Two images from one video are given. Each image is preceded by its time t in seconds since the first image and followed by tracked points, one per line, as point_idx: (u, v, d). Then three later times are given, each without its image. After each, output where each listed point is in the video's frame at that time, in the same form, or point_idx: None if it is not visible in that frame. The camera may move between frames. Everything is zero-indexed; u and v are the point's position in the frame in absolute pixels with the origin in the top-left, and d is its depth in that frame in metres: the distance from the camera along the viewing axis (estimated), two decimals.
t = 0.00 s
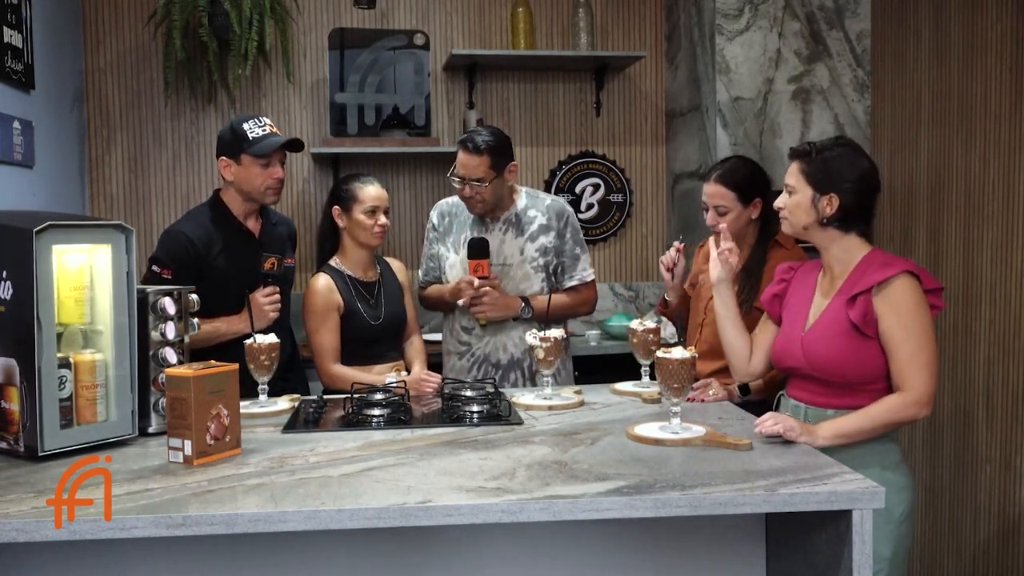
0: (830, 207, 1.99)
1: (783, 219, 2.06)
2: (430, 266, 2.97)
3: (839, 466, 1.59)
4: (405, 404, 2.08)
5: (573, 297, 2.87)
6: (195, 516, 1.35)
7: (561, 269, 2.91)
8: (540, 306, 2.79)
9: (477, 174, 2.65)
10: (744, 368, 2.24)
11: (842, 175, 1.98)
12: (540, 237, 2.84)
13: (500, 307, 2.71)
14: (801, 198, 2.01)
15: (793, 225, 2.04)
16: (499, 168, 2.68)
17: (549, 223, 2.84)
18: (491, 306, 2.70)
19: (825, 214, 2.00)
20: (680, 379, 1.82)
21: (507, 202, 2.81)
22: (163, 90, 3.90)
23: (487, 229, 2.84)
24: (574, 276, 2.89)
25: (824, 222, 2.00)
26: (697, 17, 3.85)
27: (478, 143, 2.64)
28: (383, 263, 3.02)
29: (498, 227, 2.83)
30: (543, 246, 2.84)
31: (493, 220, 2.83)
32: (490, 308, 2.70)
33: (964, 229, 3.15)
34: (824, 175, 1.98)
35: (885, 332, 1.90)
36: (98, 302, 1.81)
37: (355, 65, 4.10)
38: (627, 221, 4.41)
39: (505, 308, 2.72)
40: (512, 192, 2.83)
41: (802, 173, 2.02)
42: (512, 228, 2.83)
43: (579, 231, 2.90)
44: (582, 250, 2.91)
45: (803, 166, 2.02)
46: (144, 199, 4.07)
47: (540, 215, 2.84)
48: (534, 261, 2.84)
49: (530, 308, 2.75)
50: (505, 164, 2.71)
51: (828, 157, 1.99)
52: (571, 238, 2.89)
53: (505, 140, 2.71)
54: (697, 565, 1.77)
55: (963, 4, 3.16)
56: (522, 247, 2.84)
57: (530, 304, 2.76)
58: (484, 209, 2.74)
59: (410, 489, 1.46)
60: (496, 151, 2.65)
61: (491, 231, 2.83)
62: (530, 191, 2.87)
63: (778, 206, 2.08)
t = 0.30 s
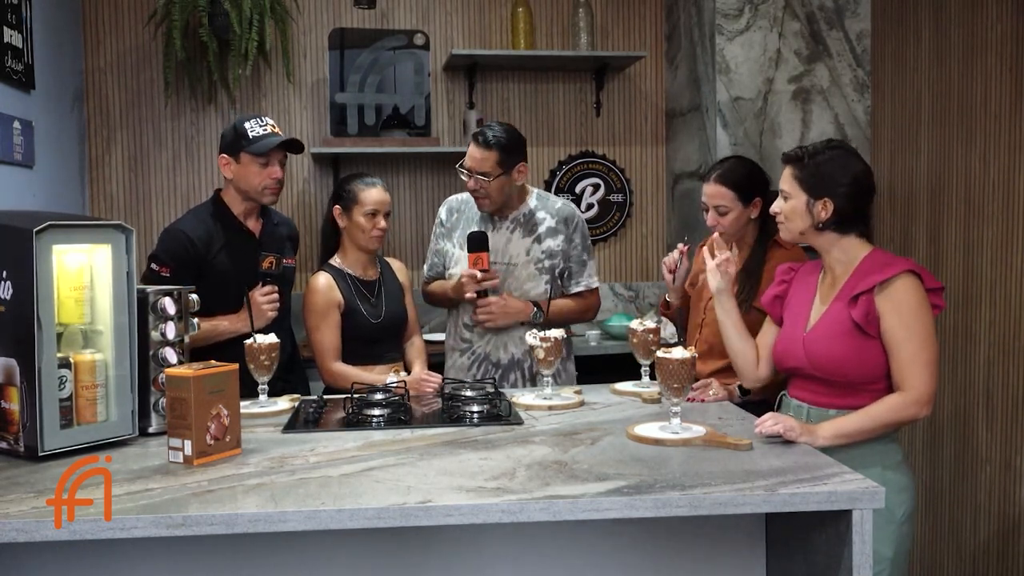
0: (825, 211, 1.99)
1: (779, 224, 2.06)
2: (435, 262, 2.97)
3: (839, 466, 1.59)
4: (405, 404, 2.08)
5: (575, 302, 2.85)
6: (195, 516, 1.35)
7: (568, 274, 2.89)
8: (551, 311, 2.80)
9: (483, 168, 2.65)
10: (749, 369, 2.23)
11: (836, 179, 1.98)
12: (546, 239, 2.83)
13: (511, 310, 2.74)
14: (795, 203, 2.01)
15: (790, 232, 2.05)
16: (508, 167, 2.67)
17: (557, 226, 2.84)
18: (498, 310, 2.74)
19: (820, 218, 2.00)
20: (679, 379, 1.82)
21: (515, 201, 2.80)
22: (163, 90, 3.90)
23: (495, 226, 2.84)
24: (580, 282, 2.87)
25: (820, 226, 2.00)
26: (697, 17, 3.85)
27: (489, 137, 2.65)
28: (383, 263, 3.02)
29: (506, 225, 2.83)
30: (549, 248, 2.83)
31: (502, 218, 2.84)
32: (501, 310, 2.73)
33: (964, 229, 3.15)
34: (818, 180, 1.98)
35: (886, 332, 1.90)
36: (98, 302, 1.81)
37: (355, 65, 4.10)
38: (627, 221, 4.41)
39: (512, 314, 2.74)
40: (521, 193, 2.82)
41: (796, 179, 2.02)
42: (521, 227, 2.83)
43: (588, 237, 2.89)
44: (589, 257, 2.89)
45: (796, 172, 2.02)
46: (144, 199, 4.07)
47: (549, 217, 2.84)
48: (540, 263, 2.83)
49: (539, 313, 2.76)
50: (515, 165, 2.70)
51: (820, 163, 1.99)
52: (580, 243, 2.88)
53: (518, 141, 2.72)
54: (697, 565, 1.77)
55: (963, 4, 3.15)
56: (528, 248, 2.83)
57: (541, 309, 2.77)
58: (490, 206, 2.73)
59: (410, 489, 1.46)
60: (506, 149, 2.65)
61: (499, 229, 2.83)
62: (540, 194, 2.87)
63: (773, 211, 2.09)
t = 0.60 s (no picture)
0: (833, 205, 1.99)
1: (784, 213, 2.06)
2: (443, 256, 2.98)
3: (839, 466, 1.59)
4: (405, 404, 2.07)
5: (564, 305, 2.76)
6: (195, 516, 1.35)
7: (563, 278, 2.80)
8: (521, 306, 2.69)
9: (484, 154, 2.66)
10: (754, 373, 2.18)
11: (848, 173, 1.98)
12: (547, 242, 2.78)
13: (484, 301, 2.60)
14: (805, 193, 2.01)
15: (793, 221, 2.04)
16: (511, 162, 2.66)
17: (560, 229, 2.79)
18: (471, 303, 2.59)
19: (828, 212, 1.99)
20: (680, 379, 1.82)
21: (517, 201, 2.78)
22: (163, 90, 3.90)
23: (501, 226, 2.84)
24: (574, 286, 2.78)
25: (826, 219, 2.00)
26: (697, 16, 3.85)
27: (500, 129, 2.67)
28: (385, 263, 3.02)
29: (511, 225, 2.81)
30: (547, 251, 2.78)
31: (508, 218, 2.83)
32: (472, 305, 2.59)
33: (964, 229, 3.15)
34: (831, 173, 1.99)
35: (886, 330, 1.90)
36: (98, 302, 1.81)
37: (355, 65, 4.10)
38: (627, 221, 4.41)
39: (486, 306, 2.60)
40: (527, 195, 2.79)
41: (809, 169, 2.02)
42: (524, 229, 2.80)
43: (589, 243, 2.80)
44: (588, 263, 2.80)
45: (810, 162, 2.02)
46: (144, 199, 4.07)
47: (555, 221, 2.79)
48: (537, 266, 2.79)
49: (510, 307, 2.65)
50: (519, 164, 2.68)
51: (835, 156, 1.99)
52: (579, 247, 2.80)
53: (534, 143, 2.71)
54: (697, 565, 1.77)
55: (964, 4, 3.15)
56: (529, 249, 2.79)
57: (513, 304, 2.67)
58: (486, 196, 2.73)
59: (410, 489, 1.46)
60: (514, 145, 2.65)
61: (504, 229, 2.82)
62: (551, 197, 2.83)
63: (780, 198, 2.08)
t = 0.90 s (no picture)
0: (859, 204, 1.98)
1: (804, 213, 2.01)
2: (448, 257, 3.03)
3: (839, 466, 1.59)
4: (405, 404, 2.07)
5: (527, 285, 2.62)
6: (195, 516, 1.35)
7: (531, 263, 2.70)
8: (476, 255, 2.55)
9: (483, 158, 2.65)
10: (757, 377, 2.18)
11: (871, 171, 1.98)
12: (537, 240, 2.73)
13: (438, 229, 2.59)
14: (833, 190, 1.97)
15: (818, 220, 1.99)
16: (510, 166, 2.65)
17: (547, 224, 2.74)
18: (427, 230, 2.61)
19: (854, 210, 1.98)
20: (680, 379, 1.82)
21: (518, 205, 2.77)
22: (163, 90, 3.90)
23: (500, 227, 2.84)
24: (532, 267, 2.66)
25: (850, 217, 1.99)
26: (697, 16, 3.85)
27: (501, 132, 2.66)
28: (386, 263, 3.03)
29: (509, 227, 2.80)
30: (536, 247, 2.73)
31: (508, 219, 2.82)
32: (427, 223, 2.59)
33: (964, 229, 3.15)
34: (856, 171, 1.98)
35: (890, 328, 1.91)
36: (98, 302, 1.81)
37: (356, 66, 4.11)
38: (627, 221, 4.41)
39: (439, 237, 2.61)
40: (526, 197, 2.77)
41: (835, 167, 1.98)
42: (520, 230, 2.78)
43: (569, 238, 2.69)
44: (557, 254, 2.67)
45: (835, 161, 1.98)
46: (144, 199, 4.07)
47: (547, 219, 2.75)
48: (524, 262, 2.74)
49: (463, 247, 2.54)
50: (518, 168, 2.67)
51: (861, 154, 1.99)
52: (558, 241, 2.69)
53: (534, 147, 2.69)
54: (698, 565, 1.77)
55: (964, 4, 3.15)
56: (520, 249, 2.76)
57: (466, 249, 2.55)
58: (487, 199, 2.73)
59: (410, 489, 1.46)
60: (513, 149, 2.64)
61: (503, 230, 2.82)
62: (550, 198, 2.79)
63: (800, 196, 2.02)
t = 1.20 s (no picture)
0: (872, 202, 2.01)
1: (829, 215, 1.98)
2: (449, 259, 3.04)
3: (839, 466, 1.59)
4: (405, 404, 2.07)
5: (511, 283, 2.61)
6: (195, 516, 1.35)
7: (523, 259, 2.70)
8: (455, 259, 2.55)
9: (481, 158, 2.65)
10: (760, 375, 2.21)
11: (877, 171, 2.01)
12: (531, 238, 2.72)
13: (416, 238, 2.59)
14: (856, 192, 1.97)
15: (843, 223, 1.97)
16: (509, 166, 2.65)
17: (541, 220, 2.73)
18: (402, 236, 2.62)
19: (867, 211, 2.01)
20: (680, 379, 1.82)
21: (515, 203, 2.76)
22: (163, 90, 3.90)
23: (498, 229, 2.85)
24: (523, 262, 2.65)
25: (866, 218, 2.02)
26: (697, 17, 3.85)
27: (499, 132, 2.66)
28: (388, 262, 3.03)
29: (507, 227, 2.81)
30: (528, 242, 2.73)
31: (506, 220, 2.82)
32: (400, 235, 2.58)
33: (964, 229, 3.15)
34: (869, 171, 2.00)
35: (896, 328, 1.91)
36: (98, 303, 1.81)
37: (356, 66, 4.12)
38: (627, 221, 4.41)
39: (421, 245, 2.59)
40: (525, 197, 2.76)
41: (853, 170, 1.98)
42: (517, 230, 2.78)
43: (564, 235, 2.67)
44: (548, 251, 2.65)
45: (852, 163, 1.98)
46: (144, 199, 4.07)
47: (537, 213, 2.75)
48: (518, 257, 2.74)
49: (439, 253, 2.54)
50: (517, 167, 2.66)
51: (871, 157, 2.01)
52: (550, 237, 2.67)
53: (532, 147, 2.68)
54: (698, 565, 1.77)
55: (964, 4, 3.15)
56: (516, 246, 2.76)
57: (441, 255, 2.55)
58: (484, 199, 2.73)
59: (410, 489, 1.46)
60: (511, 149, 2.63)
61: (502, 231, 2.83)
62: (546, 198, 2.78)
63: (820, 203, 1.98)
